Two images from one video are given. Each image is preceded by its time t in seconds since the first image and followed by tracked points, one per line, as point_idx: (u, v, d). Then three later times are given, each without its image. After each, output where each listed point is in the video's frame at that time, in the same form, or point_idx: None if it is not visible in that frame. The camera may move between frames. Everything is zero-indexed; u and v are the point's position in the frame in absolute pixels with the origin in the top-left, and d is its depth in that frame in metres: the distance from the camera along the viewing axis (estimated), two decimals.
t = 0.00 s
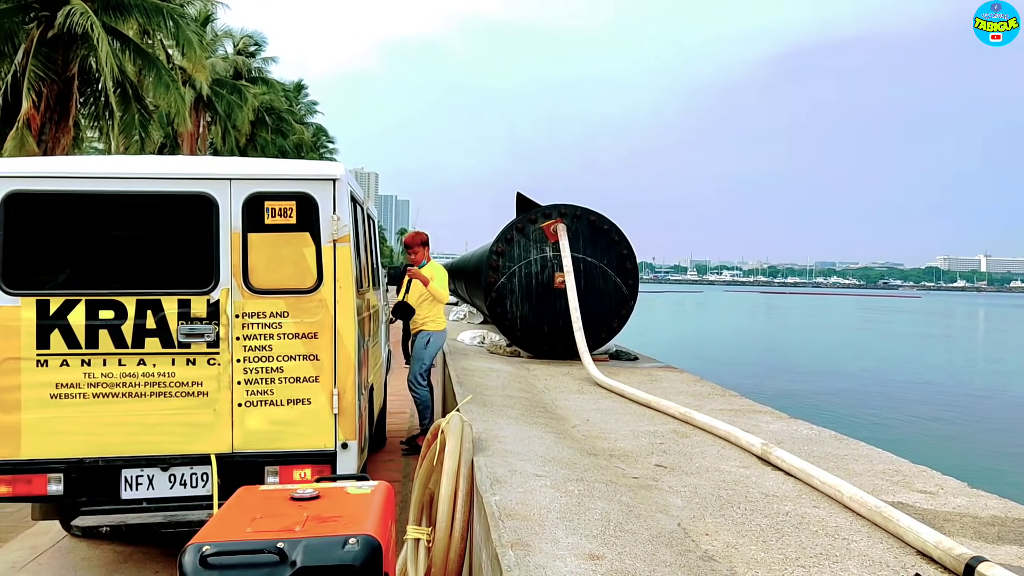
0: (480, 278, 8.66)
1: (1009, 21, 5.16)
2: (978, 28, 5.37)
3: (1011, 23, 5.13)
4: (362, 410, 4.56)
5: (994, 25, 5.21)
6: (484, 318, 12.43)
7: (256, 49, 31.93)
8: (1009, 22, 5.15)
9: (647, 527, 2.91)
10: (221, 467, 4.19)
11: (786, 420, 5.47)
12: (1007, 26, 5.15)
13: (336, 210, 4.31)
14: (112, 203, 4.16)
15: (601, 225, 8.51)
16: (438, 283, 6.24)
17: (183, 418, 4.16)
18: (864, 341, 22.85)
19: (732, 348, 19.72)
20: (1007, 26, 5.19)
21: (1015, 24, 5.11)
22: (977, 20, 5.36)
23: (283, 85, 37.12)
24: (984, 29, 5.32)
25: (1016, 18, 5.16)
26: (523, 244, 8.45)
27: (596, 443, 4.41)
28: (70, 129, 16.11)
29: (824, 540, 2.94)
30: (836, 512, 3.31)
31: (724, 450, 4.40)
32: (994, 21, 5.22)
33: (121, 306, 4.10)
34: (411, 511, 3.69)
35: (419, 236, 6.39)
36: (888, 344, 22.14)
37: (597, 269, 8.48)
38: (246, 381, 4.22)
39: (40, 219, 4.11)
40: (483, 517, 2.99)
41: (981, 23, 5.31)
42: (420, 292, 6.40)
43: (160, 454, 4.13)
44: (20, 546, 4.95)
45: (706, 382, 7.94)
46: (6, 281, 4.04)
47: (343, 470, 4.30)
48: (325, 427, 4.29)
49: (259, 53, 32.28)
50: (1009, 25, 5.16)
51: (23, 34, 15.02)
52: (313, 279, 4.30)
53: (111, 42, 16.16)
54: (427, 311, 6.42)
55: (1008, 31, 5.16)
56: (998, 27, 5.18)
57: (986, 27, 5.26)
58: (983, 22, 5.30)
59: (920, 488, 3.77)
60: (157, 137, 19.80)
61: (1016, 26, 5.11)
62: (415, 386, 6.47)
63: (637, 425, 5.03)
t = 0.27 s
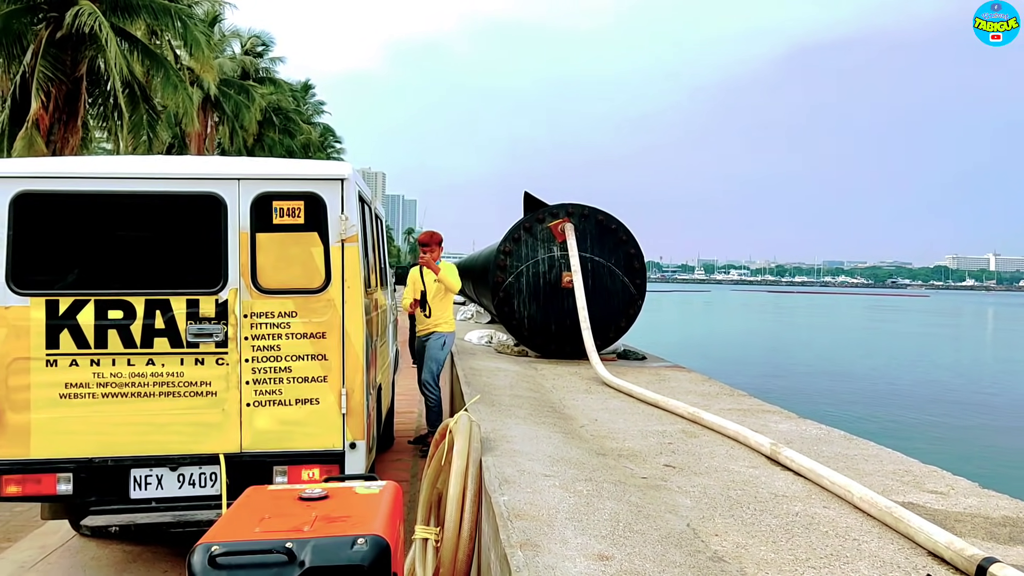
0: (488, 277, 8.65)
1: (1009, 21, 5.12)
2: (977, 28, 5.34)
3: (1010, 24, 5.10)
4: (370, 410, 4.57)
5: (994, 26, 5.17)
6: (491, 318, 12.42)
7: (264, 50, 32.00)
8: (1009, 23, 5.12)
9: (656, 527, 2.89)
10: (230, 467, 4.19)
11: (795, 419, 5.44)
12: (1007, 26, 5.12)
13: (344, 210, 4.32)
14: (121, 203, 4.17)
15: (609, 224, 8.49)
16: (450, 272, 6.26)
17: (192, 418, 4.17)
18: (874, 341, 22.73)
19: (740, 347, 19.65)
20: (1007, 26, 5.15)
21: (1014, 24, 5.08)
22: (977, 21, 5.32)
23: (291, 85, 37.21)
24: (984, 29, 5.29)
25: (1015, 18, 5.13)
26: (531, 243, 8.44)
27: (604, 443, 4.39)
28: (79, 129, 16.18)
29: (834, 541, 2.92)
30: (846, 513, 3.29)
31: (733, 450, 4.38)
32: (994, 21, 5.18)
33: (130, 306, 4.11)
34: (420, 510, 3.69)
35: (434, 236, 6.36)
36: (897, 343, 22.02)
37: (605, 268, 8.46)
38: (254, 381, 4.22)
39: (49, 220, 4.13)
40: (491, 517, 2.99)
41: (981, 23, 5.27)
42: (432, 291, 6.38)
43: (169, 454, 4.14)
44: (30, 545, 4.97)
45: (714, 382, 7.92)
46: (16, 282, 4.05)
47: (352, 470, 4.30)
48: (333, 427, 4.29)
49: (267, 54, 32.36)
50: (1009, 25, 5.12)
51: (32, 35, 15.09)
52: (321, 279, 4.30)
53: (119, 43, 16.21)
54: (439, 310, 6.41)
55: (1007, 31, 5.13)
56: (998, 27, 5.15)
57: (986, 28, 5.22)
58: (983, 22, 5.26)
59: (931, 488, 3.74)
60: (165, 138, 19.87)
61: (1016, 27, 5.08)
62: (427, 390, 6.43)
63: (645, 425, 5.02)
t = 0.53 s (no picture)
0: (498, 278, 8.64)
1: (1009, 21, 5.08)
2: (977, 28, 5.30)
3: (1010, 23, 5.06)
4: (379, 410, 4.57)
5: (994, 25, 5.13)
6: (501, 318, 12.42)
7: (274, 51, 32.14)
8: (1009, 23, 5.08)
9: (667, 528, 2.88)
10: (240, 467, 4.21)
11: (806, 420, 5.41)
12: (1007, 26, 5.08)
13: (354, 210, 4.32)
14: (132, 203, 4.19)
15: (618, 224, 8.48)
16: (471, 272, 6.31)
17: (203, 418, 4.18)
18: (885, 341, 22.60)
19: (750, 347, 19.59)
20: (1007, 26, 5.11)
21: (1013, 24, 5.04)
22: (976, 20, 5.28)
23: (300, 86, 37.34)
24: (983, 30, 5.26)
25: (1015, 18, 5.09)
26: (540, 243, 8.43)
27: (614, 444, 4.38)
28: (91, 130, 16.27)
29: (847, 542, 2.90)
30: (858, 514, 3.27)
31: (744, 450, 4.36)
32: (994, 21, 5.14)
33: (141, 306, 4.13)
34: (430, 511, 3.68)
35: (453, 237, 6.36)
36: (909, 343, 21.88)
37: (614, 268, 8.44)
38: (265, 381, 4.23)
39: (61, 221, 4.15)
40: (502, 518, 2.99)
41: (981, 23, 5.23)
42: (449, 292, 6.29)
43: (180, 454, 4.16)
44: (43, 544, 5.00)
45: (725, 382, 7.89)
46: (28, 282, 4.07)
47: (362, 470, 4.31)
48: (343, 427, 4.30)
49: (277, 55, 32.50)
50: (1009, 25, 5.08)
51: (44, 37, 15.19)
52: (331, 279, 4.31)
53: (130, 44, 16.31)
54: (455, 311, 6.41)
55: (1008, 31, 5.09)
56: (998, 27, 5.11)
57: (986, 28, 5.18)
58: (982, 23, 5.22)
59: (943, 490, 3.71)
60: (176, 139, 19.97)
61: (1016, 27, 5.04)
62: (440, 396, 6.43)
63: (655, 425, 5.00)
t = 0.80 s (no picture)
0: (510, 278, 8.64)
1: (1008, 22, 5.03)
2: (977, 28, 5.26)
3: (1010, 23, 5.01)
4: (392, 411, 4.58)
5: (994, 25, 5.08)
6: (513, 318, 12.43)
7: (287, 52, 32.33)
8: (1008, 23, 5.03)
9: (680, 530, 2.87)
10: (254, 467, 4.23)
11: (820, 422, 5.38)
12: (1007, 26, 5.03)
13: (367, 212, 4.33)
14: (146, 205, 4.22)
15: (631, 225, 8.46)
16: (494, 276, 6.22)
17: (217, 419, 4.21)
18: (900, 342, 22.42)
19: (764, 348, 19.49)
20: (1007, 26, 5.06)
21: (1013, 24, 5.00)
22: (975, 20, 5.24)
23: (313, 87, 37.53)
24: (983, 30, 5.21)
25: (1015, 17, 5.04)
26: (553, 244, 8.42)
27: (627, 445, 4.37)
28: (106, 132, 16.41)
29: (862, 545, 2.88)
30: (873, 516, 3.24)
31: (758, 452, 4.33)
32: (994, 22, 5.10)
33: (156, 307, 4.16)
34: (442, 512, 3.68)
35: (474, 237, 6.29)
36: (924, 344, 21.69)
37: (627, 269, 8.42)
38: (278, 382, 4.25)
39: (76, 222, 4.18)
40: (514, 519, 2.98)
41: (980, 23, 5.19)
42: (464, 290, 6.29)
43: (194, 454, 4.18)
44: (58, 544, 5.04)
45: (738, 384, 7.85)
46: (44, 284, 4.11)
47: (375, 471, 4.32)
48: (356, 428, 4.31)
49: (290, 57, 32.68)
50: (1009, 25, 5.04)
51: (59, 39, 15.33)
52: (344, 281, 4.32)
53: (145, 46, 16.44)
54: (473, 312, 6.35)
55: (1007, 31, 5.05)
56: (998, 28, 5.06)
57: (986, 28, 5.13)
58: (982, 24, 5.18)
59: (960, 492, 3.67)
60: (190, 140, 20.11)
61: (1016, 27, 5.00)
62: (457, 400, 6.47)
63: (668, 427, 4.98)
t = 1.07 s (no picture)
0: (525, 280, 8.64)
1: (1007, 23, 4.98)
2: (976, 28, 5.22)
3: (1010, 24, 4.97)
4: (408, 412, 4.59)
5: (992, 27, 5.04)
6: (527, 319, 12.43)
7: (302, 55, 32.52)
8: (1006, 24, 4.98)
9: (698, 533, 2.86)
10: (272, 468, 4.26)
11: (837, 424, 5.34)
12: (1006, 27, 4.98)
13: (383, 214, 4.35)
14: (166, 208, 4.26)
15: (646, 226, 8.44)
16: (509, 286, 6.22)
17: (235, 419, 4.24)
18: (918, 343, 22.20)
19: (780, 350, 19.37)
20: (1005, 27, 5.02)
21: (1012, 25, 4.95)
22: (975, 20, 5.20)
23: (328, 89, 37.72)
24: (982, 30, 5.17)
25: (1013, 18, 5.00)
26: (568, 245, 8.42)
27: (643, 447, 4.36)
28: (124, 134, 16.56)
29: (882, 549, 2.86)
30: (893, 520, 3.21)
31: (775, 454, 4.31)
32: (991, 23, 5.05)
33: (175, 308, 4.20)
34: (459, 513, 3.69)
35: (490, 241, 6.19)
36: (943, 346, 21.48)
37: (642, 270, 8.40)
38: (296, 383, 4.28)
39: (97, 224, 4.23)
40: (531, 520, 2.99)
41: (979, 23, 5.15)
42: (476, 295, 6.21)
43: (213, 454, 4.22)
44: (78, 543, 5.10)
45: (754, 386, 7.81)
46: (65, 285, 4.15)
47: (391, 472, 4.33)
48: (372, 429, 4.33)
49: (305, 59, 32.87)
50: (1007, 27, 4.99)
51: (78, 43, 15.50)
52: (361, 283, 4.35)
53: (163, 49, 16.59)
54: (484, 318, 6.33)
55: (1006, 32, 5.00)
56: (995, 29, 5.01)
57: (986, 28, 5.09)
58: (982, 24, 5.14)
59: (980, 496, 3.64)
60: (207, 143, 20.26)
61: (1015, 27, 4.96)
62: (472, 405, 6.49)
63: (684, 429, 4.96)
